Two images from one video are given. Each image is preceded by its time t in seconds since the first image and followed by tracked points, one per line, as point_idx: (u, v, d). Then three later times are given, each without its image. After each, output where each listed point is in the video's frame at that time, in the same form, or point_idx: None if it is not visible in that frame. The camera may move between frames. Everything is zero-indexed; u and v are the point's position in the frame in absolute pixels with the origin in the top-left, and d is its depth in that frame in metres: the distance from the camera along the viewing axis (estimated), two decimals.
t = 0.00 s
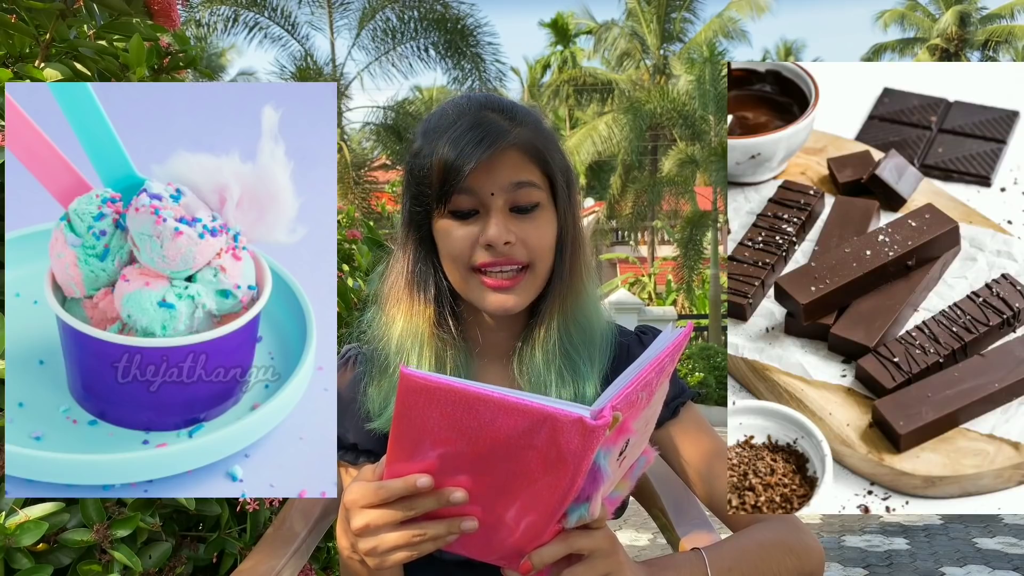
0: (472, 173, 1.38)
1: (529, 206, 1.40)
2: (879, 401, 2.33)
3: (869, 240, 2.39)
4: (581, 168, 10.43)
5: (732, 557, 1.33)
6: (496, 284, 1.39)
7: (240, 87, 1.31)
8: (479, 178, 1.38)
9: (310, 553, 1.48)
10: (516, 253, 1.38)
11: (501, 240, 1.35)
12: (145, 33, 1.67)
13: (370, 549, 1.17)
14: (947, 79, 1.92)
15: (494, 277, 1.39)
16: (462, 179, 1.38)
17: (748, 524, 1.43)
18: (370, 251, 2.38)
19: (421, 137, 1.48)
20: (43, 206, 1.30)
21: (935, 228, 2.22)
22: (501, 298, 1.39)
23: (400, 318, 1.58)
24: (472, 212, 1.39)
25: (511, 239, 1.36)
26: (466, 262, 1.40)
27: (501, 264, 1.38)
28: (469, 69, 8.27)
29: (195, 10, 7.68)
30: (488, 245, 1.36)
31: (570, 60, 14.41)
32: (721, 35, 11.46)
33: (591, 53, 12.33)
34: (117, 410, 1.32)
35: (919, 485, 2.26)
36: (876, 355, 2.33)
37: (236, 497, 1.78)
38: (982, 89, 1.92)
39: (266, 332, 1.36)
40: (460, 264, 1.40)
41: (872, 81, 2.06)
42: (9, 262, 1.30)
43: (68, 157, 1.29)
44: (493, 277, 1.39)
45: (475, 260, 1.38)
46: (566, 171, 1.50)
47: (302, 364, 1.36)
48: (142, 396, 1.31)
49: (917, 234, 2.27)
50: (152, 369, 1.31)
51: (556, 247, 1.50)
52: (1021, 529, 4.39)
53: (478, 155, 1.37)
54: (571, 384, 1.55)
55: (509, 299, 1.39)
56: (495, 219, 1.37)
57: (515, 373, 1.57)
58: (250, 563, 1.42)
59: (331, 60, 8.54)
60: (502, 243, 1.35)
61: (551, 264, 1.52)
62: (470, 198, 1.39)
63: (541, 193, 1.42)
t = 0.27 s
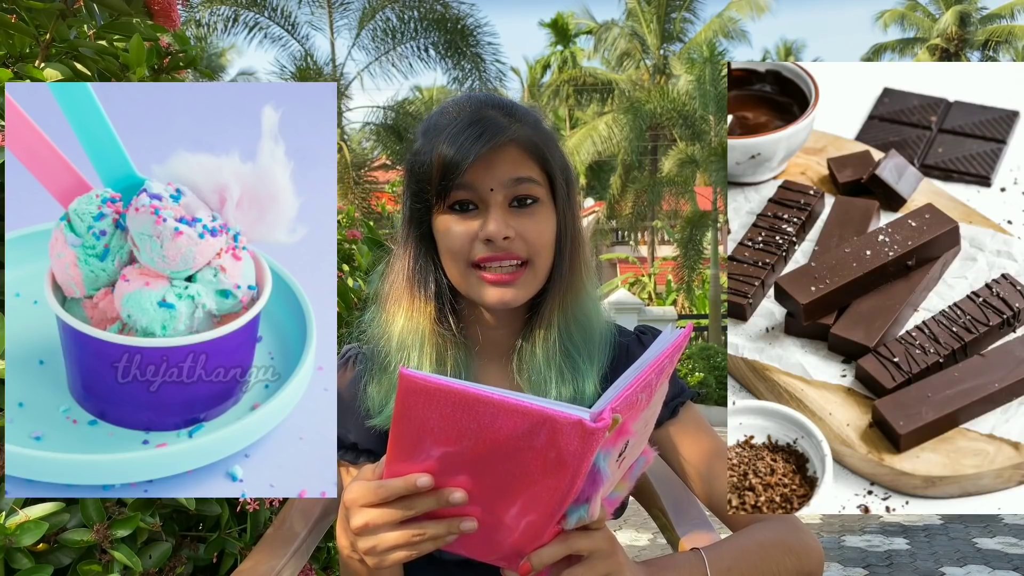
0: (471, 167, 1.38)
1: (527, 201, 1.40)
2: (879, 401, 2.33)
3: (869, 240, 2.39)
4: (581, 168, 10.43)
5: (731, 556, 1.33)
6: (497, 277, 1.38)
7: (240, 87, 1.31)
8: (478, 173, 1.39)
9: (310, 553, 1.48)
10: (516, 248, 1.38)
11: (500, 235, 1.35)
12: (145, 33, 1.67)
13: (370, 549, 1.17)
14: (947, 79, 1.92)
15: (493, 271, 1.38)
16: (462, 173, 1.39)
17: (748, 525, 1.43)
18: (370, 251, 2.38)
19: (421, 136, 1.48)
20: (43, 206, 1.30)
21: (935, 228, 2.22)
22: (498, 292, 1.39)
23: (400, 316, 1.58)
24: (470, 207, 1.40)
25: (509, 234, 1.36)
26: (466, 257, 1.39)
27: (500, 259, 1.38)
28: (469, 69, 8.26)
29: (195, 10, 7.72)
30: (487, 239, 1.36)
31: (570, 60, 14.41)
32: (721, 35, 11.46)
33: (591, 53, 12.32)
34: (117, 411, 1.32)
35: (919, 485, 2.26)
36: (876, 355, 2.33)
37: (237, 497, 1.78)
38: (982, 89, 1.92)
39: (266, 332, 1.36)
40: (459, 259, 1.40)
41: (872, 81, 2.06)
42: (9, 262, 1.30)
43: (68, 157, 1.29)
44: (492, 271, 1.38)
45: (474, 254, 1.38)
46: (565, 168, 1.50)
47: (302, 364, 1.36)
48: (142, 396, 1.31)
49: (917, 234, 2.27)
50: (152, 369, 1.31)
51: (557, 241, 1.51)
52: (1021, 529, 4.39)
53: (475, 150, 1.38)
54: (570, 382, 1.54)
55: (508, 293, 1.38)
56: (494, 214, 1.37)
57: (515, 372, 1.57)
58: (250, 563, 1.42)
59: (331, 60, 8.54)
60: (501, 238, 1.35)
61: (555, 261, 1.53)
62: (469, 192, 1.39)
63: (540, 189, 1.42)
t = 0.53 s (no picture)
0: (467, 163, 1.39)
1: (524, 198, 1.40)
2: (879, 401, 2.33)
3: (869, 240, 2.39)
4: (581, 168, 10.42)
5: (731, 556, 1.33)
6: (493, 276, 1.38)
7: (240, 87, 1.31)
8: (474, 170, 1.39)
9: (310, 553, 1.48)
10: (513, 246, 1.38)
11: (497, 232, 1.35)
12: (145, 33, 1.67)
13: (370, 548, 1.17)
14: (946, 79, 1.92)
15: (489, 269, 1.38)
16: (459, 170, 1.39)
17: (748, 524, 1.43)
18: (370, 251, 2.37)
19: (421, 134, 1.49)
20: (43, 206, 1.30)
21: (935, 228, 2.22)
22: (495, 291, 1.38)
23: (399, 314, 1.58)
24: (467, 203, 1.40)
25: (506, 231, 1.36)
26: (463, 255, 1.40)
27: (498, 257, 1.38)
28: (468, 69, 8.26)
29: (195, 10, 7.74)
30: (483, 237, 1.36)
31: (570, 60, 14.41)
32: (721, 35, 11.45)
33: (590, 53, 12.32)
34: (117, 410, 1.32)
35: (919, 485, 2.26)
36: (876, 355, 2.33)
37: (237, 496, 1.78)
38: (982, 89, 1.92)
39: (266, 332, 1.35)
40: (457, 257, 1.40)
41: (872, 81, 2.06)
42: (9, 262, 1.30)
43: (68, 157, 1.29)
44: (488, 269, 1.38)
45: (471, 253, 1.39)
46: (564, 167, 1.50)
47: (302, 363, 1.36)
48: (141, 395, 1.31)
49: (917, 234, 2.27)
50: (152, 369, 1.31)
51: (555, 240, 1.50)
52: (1021, 529, 4.39)
53: (472, 147, 1.39)
54: (569, 383, 1.54)
55: (505, 291, 1.38)
56: (490, 211, 1.38)
57: (514, 372, 1.57)
58: (250, 563, 1.42)
59: (331, 60, 8.54)
60: (497, 235, 1.35)
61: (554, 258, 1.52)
62: (466, 189, 1.40)
63: (537, 187, 1.42)
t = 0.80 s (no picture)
0: (454, 161, 1.42)
1: (514, 200, 1.41)
2: (879, 401, 2.33)
3: (869, 240, 2.39)
4: (581, 168, 10.42)
5: (730, 556, 1.33)
6: (477, 277, 1.39)
7: (240, 87, 1.31)
8: (463, 168, 1.41)
9: (310, 553, 1.48)
10: (496, 246, 1.39)
11: (478, 230, 1.38)
12: (145, 33, 1.67)
13: (370, 548, 1.17)
14: (946, 79, 1.92)
15: (475, 269, 1.40)
16: (449, 168, 1.42)
17: (747, 524, 1.43)
18: (370, 251, 2.35)
19: (422, 130, 1.50)
20: (42, 206, 1.30)
21: (935, 228, 2.22)
22: (481, 293, 1.40)
23: (397, 310, 1.58)
24: (457, 202, 1.42)
25: (489, 231, 1.38)
26: (449, 253, 1.42)
27: (481, 255, 1.40)
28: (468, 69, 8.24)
29: (195, 10, 7.75)
30: (466, 236, 1.39)
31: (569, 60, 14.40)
32: (721, 35, 11.45)
33: (590, 53, 12.32)
34: (117, 410, 1.32)
35: (919, 485, 2.26)
36: (876, 354, 2.33)
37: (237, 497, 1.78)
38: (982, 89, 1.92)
39: (266, 332, 1.36)
40: (443, 253, 1.43)
41: (872, 81, 2.06)
42: (9, 262, 1.30)
43: (68, 157, 1.29)
44: (471, 268, 1.40)
45: (455, 250, 1.41)
46: (563, 171, 1.49)
47: (302, 363, 1.36)
48: (142, 395, 1.31)
49: (917, 234, 2.27)
50: (152, 368, 1.31)
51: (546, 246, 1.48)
52: (1021, 530, 4.39)
53: (459, 143, 1.41)
54: (568, 390, 1.54)
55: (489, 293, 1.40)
56: (475, 210, 1.40)
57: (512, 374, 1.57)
58: (250, 563, 1.42)
59: (331, 60, 8.54)
60: (478, 234, 1.38)
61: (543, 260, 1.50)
62: (456, 187, 1.42)
63: (528, 189, 1.43)
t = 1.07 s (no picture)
0: (451, 170, 1.43)
1: (512, 206, 1.43)
2: (879, 401, 2.33)
3: (869, 240, 2.39)
4: (581, 168, 10.42)
5: (730, 556, 1.33)
6: (475, 282, 1.42)
7: (240, 87, 1.32)
8: (460, 175, 1.43)
9: (310, 553, 1.48)
10: (494, 255, 1.41)
11: (476, 241, 1.39)
12: (145, 33, 1.67)
13: (369, 547, 1.17)
14: (946, 80, 1.92)
15: (473, 275, 1.42)
16: (446, 176, 1.44)
17: (747, 525, 1.43)
18: (370, 251, 2.34)
19: (421, 131, 1.50)
20: (43, 206, 1.30)
21: (935, 228, 2.22)
22: (478, 296, 1.42)
23: (392, 311, 1.59)
24: (454, 209, 1.44)
25: (486, 241, 1.40)
26: (447, 259, 1.43)
27: (480, 263, 1.41)
28: (468, 69, 8.20)
29: (195, 10, 7.76)
30: (463, 245, 1.41)
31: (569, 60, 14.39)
32: (721, 35, 11.44)
33: (591, 53, 12.31)
34: (117, 410, 1.32)
35: (919, 485, 2.26)
36: (875, 354, 2.33)
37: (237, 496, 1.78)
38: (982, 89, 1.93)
39: (266, 332, 1.36)
40: (441, 259, 1.44)
41: (872, 81, 2.06)
42: (9, 261, 1.30)
43: (68, 157, 1.29)
44: (470, 276, 1.42)
45: (454, 258, 1.42)
46: (563, 176, 1.49)
47: (301, 363, 1.36)
48: (142, 395, 1.31)
49: (917, 234, 2.27)
50: (152, 368, 1.31)
51: (544, 252, 1.47)
52: (1021, 530, 4.39)
53: (458, 150, 1.43)
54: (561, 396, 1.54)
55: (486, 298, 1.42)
56: (472, 218, 1.41)
57: (508, 379, 1.58)
58: (250, 563, 1.42)
59: (331, 60, 8.55)
60: (476, 244, 1.39)
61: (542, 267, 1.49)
62: (452, 194, 1.44)
63: (527, 197, 1.44)
